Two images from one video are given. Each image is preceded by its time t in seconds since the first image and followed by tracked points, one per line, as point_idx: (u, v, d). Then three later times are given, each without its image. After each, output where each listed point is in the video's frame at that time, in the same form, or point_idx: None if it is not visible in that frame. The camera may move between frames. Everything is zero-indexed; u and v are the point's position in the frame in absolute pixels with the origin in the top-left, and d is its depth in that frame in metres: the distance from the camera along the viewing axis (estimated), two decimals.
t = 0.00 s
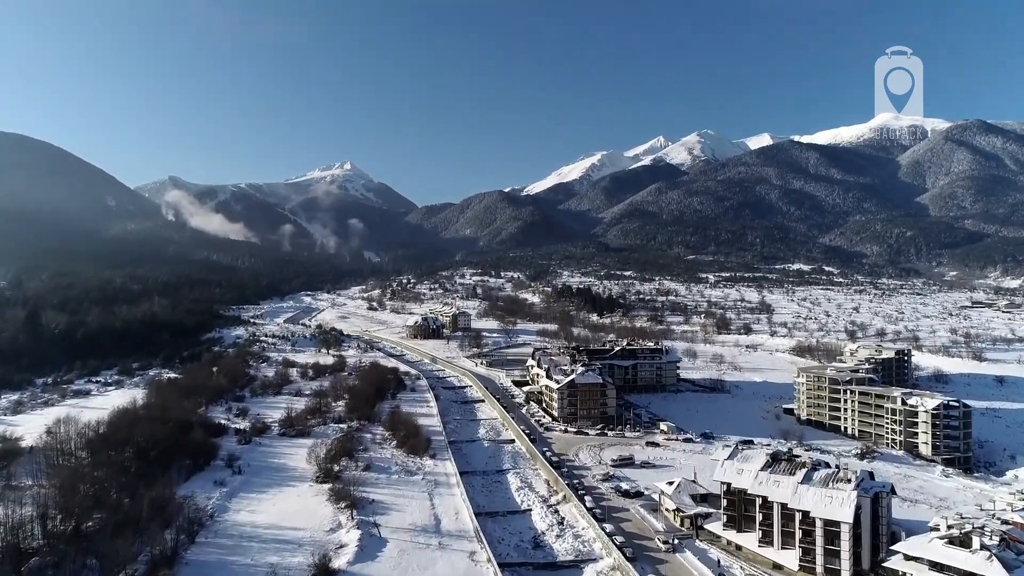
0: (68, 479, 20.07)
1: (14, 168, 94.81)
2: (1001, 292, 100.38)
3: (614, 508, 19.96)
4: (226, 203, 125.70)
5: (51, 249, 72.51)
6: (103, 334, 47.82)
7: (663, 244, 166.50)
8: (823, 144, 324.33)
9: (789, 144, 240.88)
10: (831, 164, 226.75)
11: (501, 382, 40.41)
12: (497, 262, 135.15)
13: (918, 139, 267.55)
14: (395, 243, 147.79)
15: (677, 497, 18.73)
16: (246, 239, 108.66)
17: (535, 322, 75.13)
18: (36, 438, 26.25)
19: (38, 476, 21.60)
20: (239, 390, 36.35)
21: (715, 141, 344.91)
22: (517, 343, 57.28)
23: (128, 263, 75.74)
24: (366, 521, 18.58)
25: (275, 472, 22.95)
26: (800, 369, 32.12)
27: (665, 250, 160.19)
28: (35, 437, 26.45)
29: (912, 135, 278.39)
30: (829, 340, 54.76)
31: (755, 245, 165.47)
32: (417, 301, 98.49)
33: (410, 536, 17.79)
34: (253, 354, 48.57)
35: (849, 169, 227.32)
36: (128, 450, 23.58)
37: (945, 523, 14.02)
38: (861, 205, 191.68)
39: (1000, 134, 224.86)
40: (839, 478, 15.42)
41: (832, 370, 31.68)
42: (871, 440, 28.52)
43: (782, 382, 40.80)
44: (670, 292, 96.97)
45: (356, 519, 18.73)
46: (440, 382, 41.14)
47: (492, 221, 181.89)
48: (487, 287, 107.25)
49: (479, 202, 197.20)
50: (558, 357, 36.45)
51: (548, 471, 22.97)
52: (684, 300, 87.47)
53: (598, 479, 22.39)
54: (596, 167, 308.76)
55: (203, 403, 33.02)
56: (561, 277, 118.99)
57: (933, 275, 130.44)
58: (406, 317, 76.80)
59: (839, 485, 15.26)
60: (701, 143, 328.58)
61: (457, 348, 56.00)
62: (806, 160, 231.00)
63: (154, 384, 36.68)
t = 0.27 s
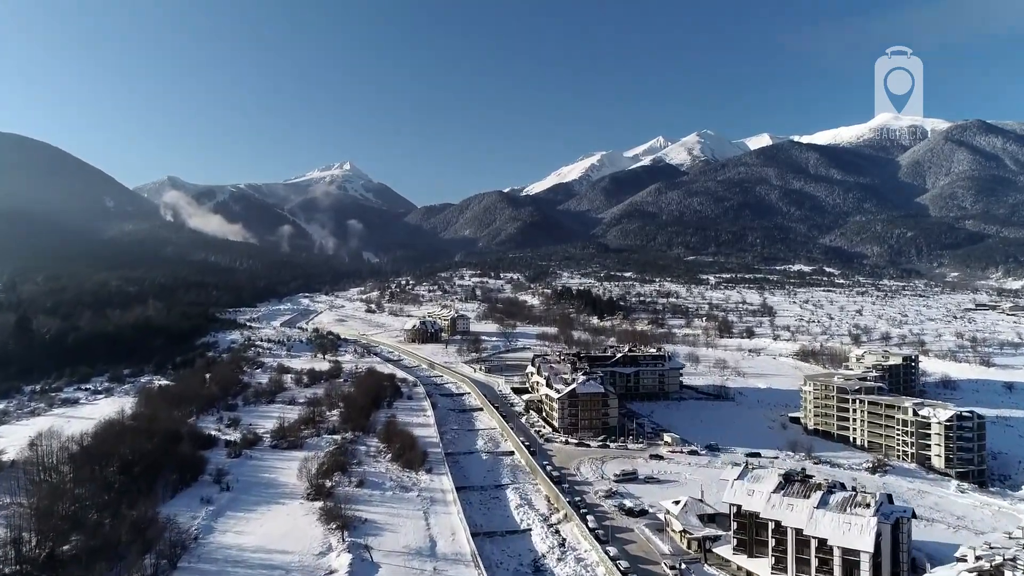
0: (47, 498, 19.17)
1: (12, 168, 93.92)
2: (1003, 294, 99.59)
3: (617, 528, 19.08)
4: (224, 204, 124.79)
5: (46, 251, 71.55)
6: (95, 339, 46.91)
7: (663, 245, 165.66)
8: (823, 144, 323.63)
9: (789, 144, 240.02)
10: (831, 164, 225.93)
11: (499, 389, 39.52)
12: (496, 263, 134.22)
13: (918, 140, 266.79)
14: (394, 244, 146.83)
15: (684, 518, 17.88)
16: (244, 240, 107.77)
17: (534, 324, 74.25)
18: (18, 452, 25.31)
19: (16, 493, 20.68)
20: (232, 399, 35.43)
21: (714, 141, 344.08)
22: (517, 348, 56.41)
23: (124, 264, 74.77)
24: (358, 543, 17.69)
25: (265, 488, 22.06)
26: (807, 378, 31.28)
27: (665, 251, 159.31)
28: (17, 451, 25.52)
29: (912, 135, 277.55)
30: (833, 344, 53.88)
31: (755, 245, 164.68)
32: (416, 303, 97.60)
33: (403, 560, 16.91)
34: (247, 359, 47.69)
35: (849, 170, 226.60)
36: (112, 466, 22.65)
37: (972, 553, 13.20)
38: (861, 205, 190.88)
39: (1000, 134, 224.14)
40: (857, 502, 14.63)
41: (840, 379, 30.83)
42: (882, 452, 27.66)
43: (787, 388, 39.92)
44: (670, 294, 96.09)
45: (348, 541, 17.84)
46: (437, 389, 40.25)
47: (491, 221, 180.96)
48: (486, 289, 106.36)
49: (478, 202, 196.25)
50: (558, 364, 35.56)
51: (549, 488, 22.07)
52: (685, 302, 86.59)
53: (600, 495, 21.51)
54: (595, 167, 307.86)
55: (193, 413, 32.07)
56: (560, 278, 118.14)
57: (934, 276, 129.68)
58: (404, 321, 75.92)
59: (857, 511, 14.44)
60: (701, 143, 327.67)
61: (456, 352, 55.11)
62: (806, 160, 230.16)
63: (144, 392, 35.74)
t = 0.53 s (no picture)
0: (23, 518, 18.28)
1: (10, 167, 93.12)
2: (1006, 296, 98.75)
3: (622, 551, 18.15)
4: (223, 205, 123.92)
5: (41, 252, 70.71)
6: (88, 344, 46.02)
7: (663, 246, 164.81)
8: (823, 144, 322.45)
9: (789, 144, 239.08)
10: (831, 164, 225.03)
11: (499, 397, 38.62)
12: (496, 264, 133.27)
13: (918, 140, 265.90)
14: (393, 245, 145.89)
15: (692, 541, 17.01)
16: (242, 241, 106.93)
17: (534, 327, 73.33)
18: None
19: None
20: (224, 407, 34.50)
21: (714, 141, 343.11)
22: (516, 352, 55.50)
23: (121, 266, 73.86)
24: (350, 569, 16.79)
25: (254, 506, 21.16)
26: (815, 387, 30.40)
27: (665, 252, 158.41)
28: None
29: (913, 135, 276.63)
30: (838, 348, 52.98)
31: (756, 246, 163.86)
32: (415, 305, 96.68)
33: None
34: (241, 365, 46.77)
35: (850, 170, 225.77)
36: (95, 483, 21.72)
37: None
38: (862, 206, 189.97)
39: (1000, 134, 223.29)
40: (880, 530, 13.75)
41: (849, 388, 29.95)
42: (894, 465, 26.75)
43: (793, 395, 38.98)
44: (671, 296, 95.17)
45: (339, 566, 16.94)
46: (435, 397, 39.30)
47: (490, 222, 180.02)
48: (485, 291, 105.42)
49: (478, 203, 195.28)
50: (558, 372, 34.63)
51: (550, 506, 21.15)
52: (686, 305, 85.64)
53: (603, 514, 20.59)
54: (596, 167, 306.92)
55: (183, 424, 31.15)
56: (560, 280, 117.25)
57: (936, 277, 128.84)
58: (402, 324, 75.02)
59: (879, 539, 13.58)
60: (701, 143, 326.73)
61: (454, 357, 54.18)
62: (806, 160, 229.24)
63: (134, 401, 34.83)
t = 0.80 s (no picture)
0: None
1: (7, 167, 92.24)
2: (1009, 297, 97.88)
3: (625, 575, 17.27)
4: (221, 206, 122.99)
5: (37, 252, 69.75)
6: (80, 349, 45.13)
7: (663, 246, 163.97)
8: (823, 144, 321.76)
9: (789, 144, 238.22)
10: (832, 164, 224.18)
11: (497, 404, 37.73)
12: (495, 264, 132.32)
13: (918, 140, 265.06)
14: (392, 245, 144.95)
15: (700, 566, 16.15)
16: (240, 242, 106.09)
17: (533, 330, 72.43)
18: None
19: None
20: (215, 416, 33.60)
21: (714, 141, 342.22)
22: (516, 357, 54.58)
23: (118, 266, 72.95)
24: None
25: (240, 526, 20.25)
26: (823, 397, 29.51)
27: (665, 253, 157.53)
28: None
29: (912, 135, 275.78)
30: (843, 353, 52.10)
31: (756, 247, 162.99)
32: (413, 307, 95.77)
33: None
34: (235, 370, 45.88)
35: (850, 170, 224.95)
36: (76, 501, 20.79)
37: None
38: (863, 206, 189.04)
39: (1001, 134, 222.61)
40: (903, 561, 12.84)
41: (858, 399, 29.06)
42: (906, 478, 25.85)
43: (799, 403, 38.06)
44: (672, 298, 94.28)
45: None
46: (433, 404, 38.38)
47: (490, 222, 179.09)
48: (484, 293, 104.51)
49: (477, 203, 194.35)
50: (558, 380, 33.74)
51: (551, 525, 20.23)
52: (687, 307, 84.75)
53: (605, 534, 19.69)
54: (595, 167, 305.99)
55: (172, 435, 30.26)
56: (560, 281, 116.33)
57: (937, 278, 128.03)
58: (400, 326, 74.16)
59: (902, 571, 12.70)
60: (701, 143, 325.76)
61: (452, 362, 53.27)
62: (806, 161, 228.38)
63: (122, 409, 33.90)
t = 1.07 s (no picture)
0: None
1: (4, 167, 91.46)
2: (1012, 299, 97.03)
3: None
4: (220, 206, 122.09)
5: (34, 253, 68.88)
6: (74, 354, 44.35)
7: (664, 247, 163.13)
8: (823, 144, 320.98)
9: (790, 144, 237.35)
10: (832, 165, 223.28)
11: (496, 412, 36.83)
12: (495, 265, 131.40)
13: (919, 140, 264.13)
14: (391, 246, 144.06)
15: None
16: (239, 243, 105.30)
17: (533, 333, 71.56)
18: None
19: None
20: (207, 426, 32.71)
21: (714, 141, 341.30)
22: (515, 362, 53.71)
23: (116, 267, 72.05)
24: None
25: (227, 548, 19.31)
26: (833, 408, 28.61)
27: (665, 253, 156.62)
28: None
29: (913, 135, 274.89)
30: (848, 358, 51.18)
31: (757, 248, 162.10)
32: (412, 309, 94.91)
33: None
34: (230, 376, 44.97)
35: (851, 170, 224.08)
36: (57, 519, 19.81)
37: None
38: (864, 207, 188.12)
39: (1002, 135, 221.76)
40: None
41: (869, 410, 28.14)
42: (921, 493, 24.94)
43: (805, 411, 37.17)
44: (673, 300, 93.41)
45: None
46: (430, 412, 37.48)
47: (490, 222, 178.20)
48: (484, 294, 103.57)
49: (477, 203, 193.50)
50: (558, 389, 32.83)
51: (552, 546, 19.29)
52: (689, 310, 83.86)
53: (609, 556, 18.79)
54: (596, 167, 305.00)
55: (161, 445, 29.31)
56: (560, 283, 115.47)
57: (939, 280, 127.17)
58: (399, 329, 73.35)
59: None
60: (701, 143, 324.81)
61: (451, 366, 52.41)
62: (807, 161, 227.50)
63: (111, 418, 32.94)
